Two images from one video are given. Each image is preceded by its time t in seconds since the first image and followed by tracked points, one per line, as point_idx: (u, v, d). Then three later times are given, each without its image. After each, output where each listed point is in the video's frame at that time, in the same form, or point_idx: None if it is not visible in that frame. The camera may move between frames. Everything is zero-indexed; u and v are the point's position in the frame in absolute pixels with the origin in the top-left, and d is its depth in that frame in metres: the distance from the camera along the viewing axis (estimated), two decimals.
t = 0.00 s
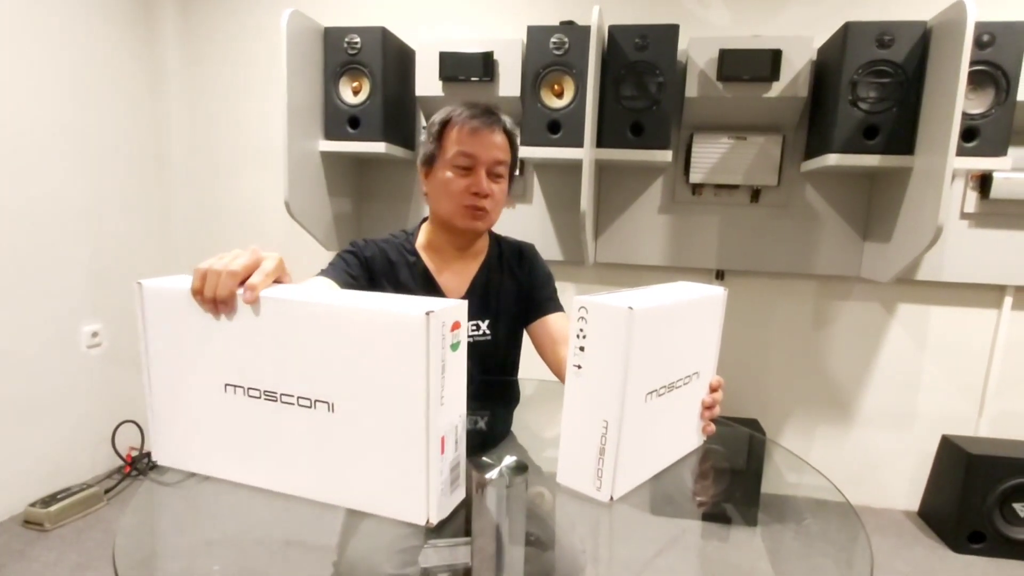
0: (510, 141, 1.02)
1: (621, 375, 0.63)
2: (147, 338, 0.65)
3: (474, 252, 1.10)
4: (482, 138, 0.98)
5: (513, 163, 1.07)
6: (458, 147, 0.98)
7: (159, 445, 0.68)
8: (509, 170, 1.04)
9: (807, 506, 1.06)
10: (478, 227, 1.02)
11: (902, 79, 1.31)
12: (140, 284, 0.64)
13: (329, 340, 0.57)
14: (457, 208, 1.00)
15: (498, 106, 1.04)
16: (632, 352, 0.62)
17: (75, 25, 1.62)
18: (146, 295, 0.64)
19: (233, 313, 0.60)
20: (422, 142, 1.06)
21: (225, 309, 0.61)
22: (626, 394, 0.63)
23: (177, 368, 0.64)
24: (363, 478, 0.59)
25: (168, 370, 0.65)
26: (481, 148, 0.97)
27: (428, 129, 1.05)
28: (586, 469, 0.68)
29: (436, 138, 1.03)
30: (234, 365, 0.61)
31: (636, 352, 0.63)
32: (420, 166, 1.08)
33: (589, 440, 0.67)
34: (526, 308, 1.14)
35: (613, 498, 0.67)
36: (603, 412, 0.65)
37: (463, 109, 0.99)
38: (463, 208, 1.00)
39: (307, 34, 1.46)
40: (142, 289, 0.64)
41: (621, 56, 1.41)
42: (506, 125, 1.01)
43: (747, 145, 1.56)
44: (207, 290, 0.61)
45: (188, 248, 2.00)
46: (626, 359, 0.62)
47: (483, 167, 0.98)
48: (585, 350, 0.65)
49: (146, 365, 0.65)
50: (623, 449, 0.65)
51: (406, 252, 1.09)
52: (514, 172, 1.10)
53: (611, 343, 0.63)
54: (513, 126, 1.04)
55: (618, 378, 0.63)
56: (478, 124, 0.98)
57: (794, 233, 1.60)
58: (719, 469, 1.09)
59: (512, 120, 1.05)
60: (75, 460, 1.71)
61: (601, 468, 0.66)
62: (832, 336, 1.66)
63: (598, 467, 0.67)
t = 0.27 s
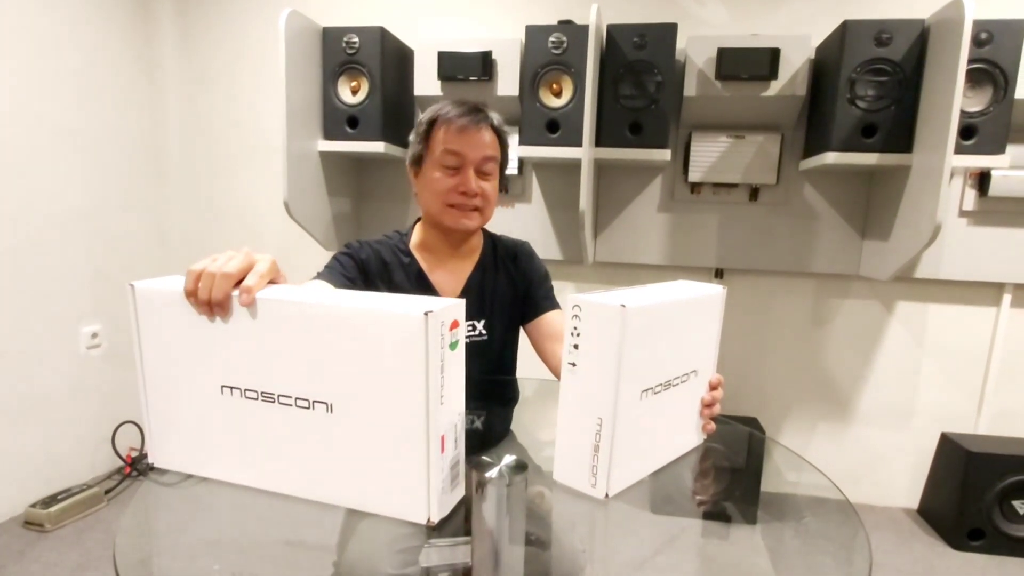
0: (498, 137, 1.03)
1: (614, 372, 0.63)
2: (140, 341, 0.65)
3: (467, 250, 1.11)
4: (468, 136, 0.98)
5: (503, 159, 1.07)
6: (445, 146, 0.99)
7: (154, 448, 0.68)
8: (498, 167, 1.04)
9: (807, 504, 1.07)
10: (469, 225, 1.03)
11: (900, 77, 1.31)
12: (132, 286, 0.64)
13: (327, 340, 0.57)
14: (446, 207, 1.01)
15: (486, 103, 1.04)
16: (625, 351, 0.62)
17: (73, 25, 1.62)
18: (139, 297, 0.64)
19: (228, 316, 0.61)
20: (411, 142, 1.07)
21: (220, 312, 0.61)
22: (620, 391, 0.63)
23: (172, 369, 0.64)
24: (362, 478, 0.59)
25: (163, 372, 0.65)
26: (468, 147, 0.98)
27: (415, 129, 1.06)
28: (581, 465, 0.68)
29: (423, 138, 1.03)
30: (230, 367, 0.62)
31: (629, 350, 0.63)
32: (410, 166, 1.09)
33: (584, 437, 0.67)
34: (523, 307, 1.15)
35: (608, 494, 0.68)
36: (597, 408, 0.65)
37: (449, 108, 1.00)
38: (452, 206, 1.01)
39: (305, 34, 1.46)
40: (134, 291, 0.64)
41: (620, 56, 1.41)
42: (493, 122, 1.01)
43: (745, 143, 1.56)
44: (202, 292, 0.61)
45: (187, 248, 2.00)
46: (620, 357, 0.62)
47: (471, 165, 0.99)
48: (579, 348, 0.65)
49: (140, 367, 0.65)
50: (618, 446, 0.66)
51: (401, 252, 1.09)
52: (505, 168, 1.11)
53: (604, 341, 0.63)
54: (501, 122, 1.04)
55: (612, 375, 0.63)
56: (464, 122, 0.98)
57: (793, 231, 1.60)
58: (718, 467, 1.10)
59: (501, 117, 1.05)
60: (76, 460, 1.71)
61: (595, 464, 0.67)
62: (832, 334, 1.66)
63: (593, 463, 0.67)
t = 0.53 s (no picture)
0: (482, 134, 1.03)
1: (588, 357, 0.63)
2: (140, 342, 0.65)
3: (460, 250, 1.11)
4: (450, 135, 0.98)
5: (491, 157, 1.07)
6: (427, 146, 1.00)
7: (154, 449, 0.68)
8: (485, 164, 1.04)
9: (807, 503, 1.07)
10: (457, 224, 1.03)
11: (899, 76, 1.31)
12: (134, 287, 0.64)
13: (328, 341, 0.57)
14: (432, 207, 1.02)
15: (469, 100, 1.04)
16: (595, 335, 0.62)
17: (72, 26, 1.62)
18: (140, 298, 0.64)
19: (228, 317, 0.61)
20: (399, 145, 1.08)
21: (221, 313, 0.61)
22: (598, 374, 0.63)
23: (173, 370, 0.64)
24: (363, 479, 0.59)
25: (164, 373, 0.65)
26: (450, 145, 0.99)
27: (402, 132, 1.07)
28: (571, 458, 0.67)
29: (409, 140, 1.04)
30: (231, 368, 0.62)
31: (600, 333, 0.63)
32: (399, 169, 1.10)
33: (570, 430, 0.66)
34: (520, 304, 1.15)
35: (605, 481, 0.66)
36: (578, 397, 0.64)
37: (430, 108, 1.00)
38: (438, 206, 1.02)
39: (305, 35, 1.46)
40: (135, 293, 0.64)
41: (619, 55, 1.41)
42: (476, 119, 1.01)
43: (744, 143, 1.56)
44: (202, 293, 0.61)
45: (186, 249, 2.00)
46: (590, 341, 0.62)
47: (454, 164, 0.99)
48: (551, 343, 0.64)
49: (140, 368, 0.65)
50: (604, 428, 0.65)
51: (398, 254, 1.10)
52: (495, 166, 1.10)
53: (572, 331, 0.62)
54: (485, 119, 1.03)
55: (586, 361, 0.63)
56: (445, 121, 0.98)
57: (793, 230, 1.60)
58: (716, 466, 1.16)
59: (486, 114, 1.05)
60: (75, 462, 1.71)
61: (586, 451, 0.65)
62: (831, 333, 1.66)
63: (584, 452, 0.66)
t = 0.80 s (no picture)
0: (473, 132, 1.02)
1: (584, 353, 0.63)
2: (141, 340, 0.65)
3: (457, 250, 1.10)
4: (439, 134, 0.98)
5: (484, 155, 1.06)
6: (417, 147, 1.00)
7: (155, 448, 0.68)
8: (477, 163, 1.03)
9: (808, 501, 1.07)
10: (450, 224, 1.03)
11: (899, 74, 1.31)
12: (135, 286, 0.64)
13: (330, 339, 0.57)
14: (425, 208, 1.02)
15: (460, 99, 1.04)
16: (591, 331, 0.63)
17: (71, 26, 1.62)
18: (141, 297, 0.64)
19: (229, 314, 0.61)
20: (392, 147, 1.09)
21: (222, 310, 0.61)
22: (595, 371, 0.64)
23: (173, 368, 0.64)
24: (365, 477, 0.59)
25: (164, 371, 0.65)
26: (441, 145, 0.99)
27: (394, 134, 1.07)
28: (569, 453, 0.67)
29: (400, 141, 1.05)
30: (232, 365, 0.61)
31: (596, 330, 0.63)
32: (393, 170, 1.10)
33: (568, 426, 0.66)
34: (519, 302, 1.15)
35: (601, 477, 0.66)
36: (576, 393, 0.64)
37: (419, 108, 1.01)
38: (430, 207, 1.02)
39: (304, 34, 1.46)
40: (137, 291, 0.64)
41: (619, 53, 1.41)
42: (466, 117, 1.01)
43: (745, 141, 1.56)
44: (204, 291, 0.61)
45: (186, 249, 2.00)
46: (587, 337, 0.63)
47: (444, 164, 0.99)
48: (550, 339, 0.65)
49: (141, 366, 0.65)
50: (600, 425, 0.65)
51: (395, 254, 1.10)
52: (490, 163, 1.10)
53: (570, 327, 0.63)
54: (477, 117, 1.03)
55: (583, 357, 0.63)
56: (435, 120, 0.98)
57: (793, 228, 1.60)
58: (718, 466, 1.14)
59: (477, 112, 1.05)
60: (76, 462, 1.71)
61: (583, 448, 0.66)
62: (832, 331, 1.66)
63: (581, 448, 0.66)
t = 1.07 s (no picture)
0: (474, 132, 1.02)
1: (605, 363, 0.63)
2: (140, 340, 0.65)
3: (459, 250, 1.10)
4: (440, 135, 0.98)
5: (485, 155, 1.06)
6: (418, 148, 1.00)
7: (155, 448, 0.68)
8: (478, 163, 1.03)
9: (808, 501, 1.07)
10: (452, 225, 1.03)
11: (900, 73, 1.31)
12: (133, 286, 0.64)
13: (329, 339, 0.57)
14: (426, 209, 1.02)
15: (460, 99, 1.04)
16: (616, 343, 0.63)
17: (71, 25, 1.61)
18: (139, 296, 0.64)
19: (228, 314, 0.60)
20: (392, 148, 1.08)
21: (221, 310, 0.61)
22: (611, 383, 0.64)
23: (171, 367, 0.64)
24: (364, 477, 0.59)
25: (163, 371, 0.64)
26: (441, 145, 0.98)
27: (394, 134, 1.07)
28: (573, 458, 0.68)
29: (401, 142, 1.04)
30: (231, 366, 0.61)
31: (621, 342, 0.63)
32: (393, 171, 1.10)
33: (576, 431, 0.67)
34: (522, 304, 1.14)
35: (600, 486, 0.67)
36: (589, 401, 0.65)
37: (419, 109, 1.00)
38: (432, 208, 1.01)
39: (304, 33, 1.46)
40: (134, 291, 0.63)
41: (619, 52, 1.41)
42: (467, 117, 1.01)
43: (745, 140, 1.56)
44: (202, 290, 0.61)
45: (186, 248, 2.00)
46: (610, 348, 0.63)
47: (446, 164, 0.99)
48: (573, 341, 0.65)
49: (140, 366, 0.65)
50: (610, 437, 0.65)
51: (397, 255, 1.10)
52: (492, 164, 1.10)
53: (595, 335, 0.63)
54: (478, 117, 1.03)
55: (602, 367, 0.63)
56: (435, 121, 0.98)
57: (793, 228, 1.60)
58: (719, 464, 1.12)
59: (478, 112, 1.04)
60: (76, 461, 1.71)
61: (587, 456, 0.66)
62: (832, 331, 1.66)
63: (586, 455, 0.67)
